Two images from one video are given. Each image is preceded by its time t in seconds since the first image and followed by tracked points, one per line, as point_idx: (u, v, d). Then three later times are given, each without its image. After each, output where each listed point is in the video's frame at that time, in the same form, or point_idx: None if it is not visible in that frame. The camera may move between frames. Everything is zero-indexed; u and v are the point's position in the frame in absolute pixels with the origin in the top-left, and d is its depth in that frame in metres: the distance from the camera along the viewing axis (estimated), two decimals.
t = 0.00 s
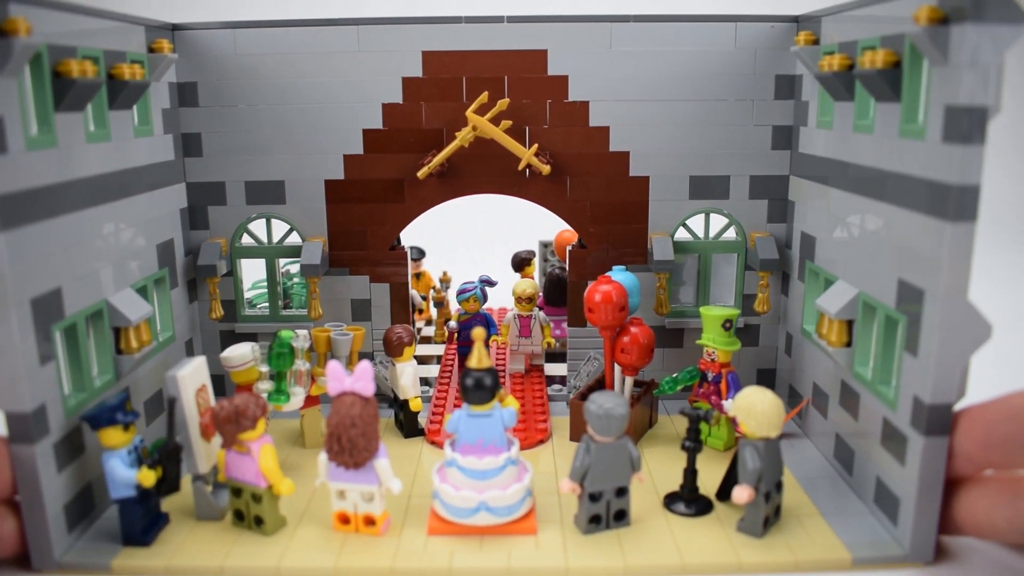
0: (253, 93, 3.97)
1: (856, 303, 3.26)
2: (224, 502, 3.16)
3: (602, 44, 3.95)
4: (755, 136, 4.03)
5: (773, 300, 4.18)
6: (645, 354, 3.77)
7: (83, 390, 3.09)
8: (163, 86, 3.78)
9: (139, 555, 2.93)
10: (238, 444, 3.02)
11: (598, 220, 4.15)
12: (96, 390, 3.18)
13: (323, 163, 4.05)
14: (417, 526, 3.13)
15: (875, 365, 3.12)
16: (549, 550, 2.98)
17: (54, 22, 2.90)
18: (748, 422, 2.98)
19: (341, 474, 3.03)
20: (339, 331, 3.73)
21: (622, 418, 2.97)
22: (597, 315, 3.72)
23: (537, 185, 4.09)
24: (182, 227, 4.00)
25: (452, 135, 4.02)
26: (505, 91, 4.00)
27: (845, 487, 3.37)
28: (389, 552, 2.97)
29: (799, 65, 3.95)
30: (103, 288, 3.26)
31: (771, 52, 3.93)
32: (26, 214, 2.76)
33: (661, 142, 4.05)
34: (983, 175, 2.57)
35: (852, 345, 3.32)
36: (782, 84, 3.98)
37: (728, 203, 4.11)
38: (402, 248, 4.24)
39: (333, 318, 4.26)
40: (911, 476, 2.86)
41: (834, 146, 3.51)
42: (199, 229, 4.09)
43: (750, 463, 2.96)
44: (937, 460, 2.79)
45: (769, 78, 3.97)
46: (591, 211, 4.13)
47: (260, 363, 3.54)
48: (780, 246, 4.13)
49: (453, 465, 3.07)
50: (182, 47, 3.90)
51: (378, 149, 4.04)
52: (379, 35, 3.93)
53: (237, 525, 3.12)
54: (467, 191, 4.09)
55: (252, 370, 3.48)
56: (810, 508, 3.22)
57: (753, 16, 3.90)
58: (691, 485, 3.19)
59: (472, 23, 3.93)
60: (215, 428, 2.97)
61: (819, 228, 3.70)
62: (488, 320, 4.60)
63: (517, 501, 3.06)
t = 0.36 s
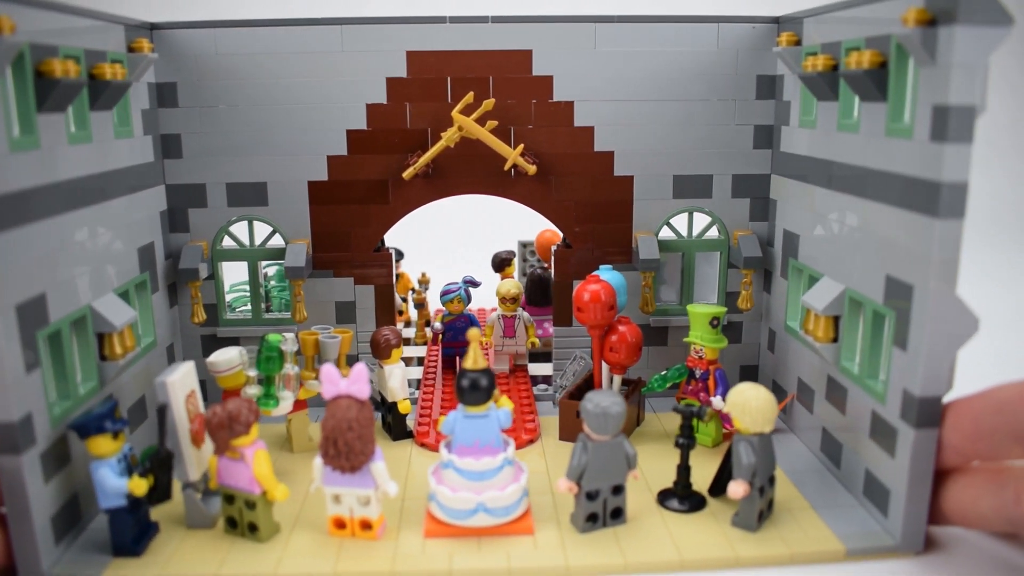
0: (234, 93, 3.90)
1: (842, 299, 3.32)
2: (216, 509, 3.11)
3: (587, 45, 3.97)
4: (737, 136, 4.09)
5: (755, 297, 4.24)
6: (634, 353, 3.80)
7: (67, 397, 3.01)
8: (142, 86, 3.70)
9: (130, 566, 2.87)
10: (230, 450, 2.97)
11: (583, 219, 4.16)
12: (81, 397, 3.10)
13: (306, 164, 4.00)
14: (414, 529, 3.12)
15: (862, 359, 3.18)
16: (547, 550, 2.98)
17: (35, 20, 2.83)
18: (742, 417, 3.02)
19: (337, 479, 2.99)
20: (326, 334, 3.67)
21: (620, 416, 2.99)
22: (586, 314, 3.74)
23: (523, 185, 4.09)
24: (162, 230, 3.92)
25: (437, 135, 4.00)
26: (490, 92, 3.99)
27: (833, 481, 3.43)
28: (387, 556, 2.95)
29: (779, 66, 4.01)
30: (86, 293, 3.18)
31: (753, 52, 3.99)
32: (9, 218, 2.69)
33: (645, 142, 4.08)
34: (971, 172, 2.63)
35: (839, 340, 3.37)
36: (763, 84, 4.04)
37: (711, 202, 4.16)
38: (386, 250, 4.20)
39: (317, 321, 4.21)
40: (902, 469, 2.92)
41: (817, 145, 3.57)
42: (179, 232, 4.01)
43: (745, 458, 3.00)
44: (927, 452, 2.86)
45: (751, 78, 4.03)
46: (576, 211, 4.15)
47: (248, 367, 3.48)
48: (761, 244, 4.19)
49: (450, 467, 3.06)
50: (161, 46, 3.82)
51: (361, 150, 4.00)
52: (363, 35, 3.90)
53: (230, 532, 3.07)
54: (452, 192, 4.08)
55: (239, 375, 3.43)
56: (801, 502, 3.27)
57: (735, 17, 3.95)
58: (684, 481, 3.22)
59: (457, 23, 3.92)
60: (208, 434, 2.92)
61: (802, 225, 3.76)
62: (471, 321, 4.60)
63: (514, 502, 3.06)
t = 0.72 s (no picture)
0: (214, 94, 3.84)
1: (827, 295, 3.39)
2: (207, 516, 3.06)
3: (570, 45, 3.99)
4: (718, 135, 4.15)
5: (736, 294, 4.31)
6: (621, 350, 3.84)
7: (53, 406, 2.93)
8: (120, 87, 3.62)
9: None
10: (224, 456, 2.92)
11: (566, 219, 4.18)
12: (66, 405, 3.02)
13: (288, 166, 3.96)
14: (411, 531, 3.10)
15: (848, 353, 3.26)
16: (547, 548, 2.99)
17: (15, 18, 2.75)
18: (735, 412, 3.07)
19: (333, 483, 2.97)
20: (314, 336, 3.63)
21: (616, 414, 3.01)
22: (574, 312, 3.76)
23: (506, 185, 4.10)
24: (140, 233, 3.84)
25: (421, 135, 3.99)
26: (474, 92, 3.99)
27: (819, 473, 3.51)
28: (387, 559, 2.94)
29: (758, 66, 4.08)
30: (69, 299, 3.11)
31: (732, 53, 4.05)
32: None
33: (628, 142, 4.12)
34: (956, 170, 2.72)
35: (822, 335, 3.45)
36: (742, 84, 4.11)
37: (693, 200, 4.22)
38: (369, 251, 4.17)
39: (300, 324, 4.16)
40: (890, 459, 3.00)
41: (798, 144, 3.65)
42: (157, 235, 3.94)
43: (738, 452, 3.04)
44: (915, 443, 2.94)
45: (730, 79, 4.09)
46: (559, 210, 4.17)
47: (235, 372, 3.42)
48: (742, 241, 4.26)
49: (446, 468, 3.05)
50: (138, 46, 3.75)
51: (344, 150, 3.97)
52: (345, 35, 3.86)
53: (224, 540, 3.02)
54: (436, 192, 4.07)
55: (226, 379, 3.37)
56: (790, 494, 3.33)
57: (715, 19, 4.01)
58: (677, 477, 3.25)
59: (441, 24, 3.91)
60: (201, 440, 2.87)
61: (783, 223, 3.83)
62: (455, 321, 4.56)
63: (512, 501, 3.06)
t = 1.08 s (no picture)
0: (194, 94, 3.78)
1: (812, 291, 3.45)
2: (199, 524, 3.00)
3: (554, 46, 4.00)
4: (700, 135, 4.20)
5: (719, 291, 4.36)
6: (609, 349, 3.86)
7: (39, 414, 2.86)
8: (98, 87, 3.54)
9: None
10: (217, 463, 2.87)
11: (551, 219, 4.19)
12: (52, 413, 2.95)
13: (271, 167, 3.90)
14: (408, 534, 3.09)
15: (835, 348, 3.32)
16: (545, 548, 3.00)
17: None
18: (728, 408, 3.10)
19: (329, 488, 2.94)
20: (302, 339, 3.60)
21: (612, 412, 3.02)
22: (563, 312, 3.78)
23: (491, 186, 4.10)
24: (120, 237, 3.76)
25: (406, 136, 3.96)
26: (459, 92, 3.98)
27: (807, 468, 3.56)
28: (385, 562, 2.92)
29: (738, 67, 4.14)
30: (52, 304, 3.03)
31: (713, 53, 4.11)
32: None
33: (611, 141, 4.15)
34: (942, 167, 2.78)
35: (808, 331, 3.51)
36: (722, 84, 4.16)
37: (675, 199, 4.26)
38: (353, 253, 4.13)
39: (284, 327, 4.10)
40: (880, 451, 3.06)
41: (781, 143, 3.71)
42: (136, 238, 3.86)
43: (731, 448, 3.08)
44: (904, 434, 3.00)
45: (712, 79, 4.14)
46: (544, 210, 4.18)
47: (223, 377, 3.36)
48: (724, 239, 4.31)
49: (442, 470, 3.04)
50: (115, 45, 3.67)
51: (328, 151, 3.93)
52: (328, 34, 3.82)
53: (218, 547, 2.97)
54: (420, 193, 4.05)
55: (212, 385, 3.29)
56: (780, 488, 3.38)
57: (696, 20, 4.06)
58: (670, 473, 3.28)
59: (425, 23, 3.89)
60: (194, 446, 2.82)
61: (766, 221, 3.89)
62: (438, 323, 4.56)
63: (509, 501, 3.07)
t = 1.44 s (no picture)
0: (171, 95, 3.69)
1: (799, 290, 3.47)
2: (188, 534, 2.93)
3: (538, 46, 3.99)
4: (682, 135, 4.22)
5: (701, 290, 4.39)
6: (596, 349, 3.86)
7: (19, 425, 2.76)
8: (73, 88, 3.44)
9: None
10: (206, 472, 2.80)
11: (535, 220, 4.18)
12: (32, 424, 2.85)
13: (251, 169, 3.83)
14: (402, 540, 3.05)
15: (822, 346, 3.35)
16: (542, 550, 2.98)
17: None
18: (721, 407, 3.12)
19: (322, 495, 2.89)
20: (287, 344, 3.53)
21: (607, 413, 3.02)
22: (550, 313, 3.76)
23: (475, 186, 4.07)
24: (96, 241, 3.66)
25: (389, 136, 3.92)
26: (442, 92, 3.95)
27: (794, 464, 3.60)
28: (381, 569, 2.88)
29: (719, 67, 4.17)
30: (31, 312, 2.93)
31: (695, 53, 4.14)
32: None
33: (595, 141, 4.15)
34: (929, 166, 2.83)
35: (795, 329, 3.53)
36: (704, 84, 4.19)
37: (658, 199, 4.27)
38: (336, 255, 4.08)
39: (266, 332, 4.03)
40: (869, 447, 3.10)
41: (764, 143, 3.74)
42: (113, 243, 3.76)
43: (725, 446, 3.10)
44: (893, 429, 3.05)
45: (693, 79, 4.17)
46: (528, 211, 4.16)
47: (207, 384, 3.27)
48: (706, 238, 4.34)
49: (436, 474, 3.00)
50: (90, 45, 3.57)
51: (310, 152, 3.87)
52: (310, 34, 3.76)
53: (207, 558, 2.90)
54: (404, 194, 4.01)
55: (195, 392, 3.19)
56: (770, 485, 3.41)
57: (678, 20, 4.08)
58: (662, 473, 3.29)
59: (408, 23, 3.85)
60: (183, 455, 2.75)
61: (750, 220, 3.92)
62: (422, 325, 4.48)
63: (504, 504, 3.05)
